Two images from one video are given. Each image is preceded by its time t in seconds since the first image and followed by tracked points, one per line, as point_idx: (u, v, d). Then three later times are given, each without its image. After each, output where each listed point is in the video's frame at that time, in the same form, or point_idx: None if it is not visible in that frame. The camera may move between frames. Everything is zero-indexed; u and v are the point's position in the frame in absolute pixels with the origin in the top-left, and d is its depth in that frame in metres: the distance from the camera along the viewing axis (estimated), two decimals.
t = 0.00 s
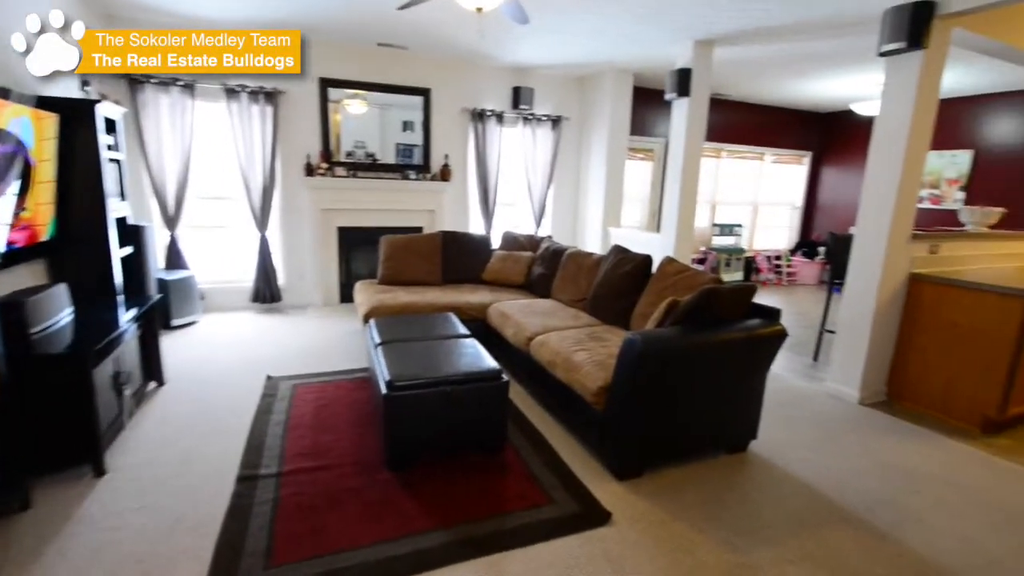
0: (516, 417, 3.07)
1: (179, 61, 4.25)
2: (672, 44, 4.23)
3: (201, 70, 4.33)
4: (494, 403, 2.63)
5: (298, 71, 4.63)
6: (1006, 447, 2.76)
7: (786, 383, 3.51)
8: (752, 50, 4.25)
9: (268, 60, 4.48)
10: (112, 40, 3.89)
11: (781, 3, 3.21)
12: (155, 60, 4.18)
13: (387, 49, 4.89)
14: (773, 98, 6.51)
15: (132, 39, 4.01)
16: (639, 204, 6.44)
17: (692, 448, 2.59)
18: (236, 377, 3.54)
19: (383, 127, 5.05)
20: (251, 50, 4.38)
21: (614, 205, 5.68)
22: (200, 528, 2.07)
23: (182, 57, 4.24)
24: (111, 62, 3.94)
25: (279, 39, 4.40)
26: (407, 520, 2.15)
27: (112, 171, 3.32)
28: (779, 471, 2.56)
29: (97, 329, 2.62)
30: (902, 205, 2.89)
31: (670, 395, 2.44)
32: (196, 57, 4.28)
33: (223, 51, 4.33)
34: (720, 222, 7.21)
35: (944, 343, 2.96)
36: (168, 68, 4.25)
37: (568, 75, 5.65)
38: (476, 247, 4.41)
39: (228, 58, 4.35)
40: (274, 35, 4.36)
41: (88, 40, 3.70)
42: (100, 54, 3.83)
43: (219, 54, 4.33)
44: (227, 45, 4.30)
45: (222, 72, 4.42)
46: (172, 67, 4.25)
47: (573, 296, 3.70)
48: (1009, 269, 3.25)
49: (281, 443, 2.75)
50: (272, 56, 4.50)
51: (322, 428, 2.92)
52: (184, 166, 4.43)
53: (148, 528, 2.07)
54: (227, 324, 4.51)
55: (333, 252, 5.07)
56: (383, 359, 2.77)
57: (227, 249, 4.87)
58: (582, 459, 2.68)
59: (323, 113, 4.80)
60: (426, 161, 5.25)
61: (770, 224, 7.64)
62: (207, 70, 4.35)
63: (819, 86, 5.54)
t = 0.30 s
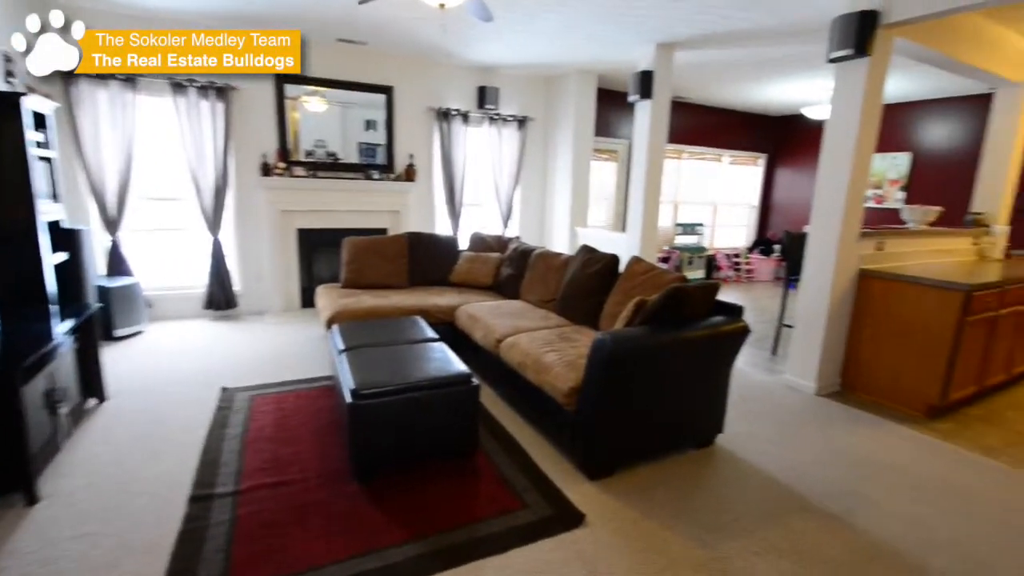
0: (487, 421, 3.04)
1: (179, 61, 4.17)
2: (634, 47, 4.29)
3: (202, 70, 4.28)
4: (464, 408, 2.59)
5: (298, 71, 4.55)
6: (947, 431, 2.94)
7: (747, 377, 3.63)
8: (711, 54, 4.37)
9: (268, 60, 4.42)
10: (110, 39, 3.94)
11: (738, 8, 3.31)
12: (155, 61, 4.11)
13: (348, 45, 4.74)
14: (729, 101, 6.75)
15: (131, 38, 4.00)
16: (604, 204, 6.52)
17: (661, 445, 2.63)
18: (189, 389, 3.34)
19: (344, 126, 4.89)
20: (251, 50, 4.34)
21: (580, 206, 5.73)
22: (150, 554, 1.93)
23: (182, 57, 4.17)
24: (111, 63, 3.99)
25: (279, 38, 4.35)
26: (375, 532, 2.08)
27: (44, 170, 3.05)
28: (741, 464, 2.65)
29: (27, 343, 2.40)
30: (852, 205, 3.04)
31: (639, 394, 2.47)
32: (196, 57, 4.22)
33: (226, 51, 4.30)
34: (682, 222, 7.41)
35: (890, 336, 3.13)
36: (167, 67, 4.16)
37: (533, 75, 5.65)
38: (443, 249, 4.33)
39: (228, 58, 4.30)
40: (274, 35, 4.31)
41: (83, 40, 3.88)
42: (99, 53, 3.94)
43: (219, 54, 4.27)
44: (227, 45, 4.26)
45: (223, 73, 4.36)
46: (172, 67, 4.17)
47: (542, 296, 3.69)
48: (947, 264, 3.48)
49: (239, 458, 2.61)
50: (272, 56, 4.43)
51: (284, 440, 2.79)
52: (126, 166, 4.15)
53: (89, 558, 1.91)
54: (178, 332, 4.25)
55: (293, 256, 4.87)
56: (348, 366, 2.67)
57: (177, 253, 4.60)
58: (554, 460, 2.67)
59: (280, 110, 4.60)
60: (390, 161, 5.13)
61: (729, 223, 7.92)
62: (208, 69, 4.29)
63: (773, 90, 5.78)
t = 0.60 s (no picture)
0: (458, 428, 2.98)
1: (180, 61, 4.12)
2: (600, 50, 4.32)
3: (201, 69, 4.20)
4: (436, 415, 2.52)
5: (298, 71, 4.53)
6: (901, 422, 3.08)
7: (715, 375, 3.71)
8: (674, 59, 4.46)
9: (269, 61, 4.37)
10: (111, 37, 3.87)
11: (700, 13, 3.38)
12: (156, 61, 4.04)
13: (309, 44, 4.58)
14: (691, 105, 6.92)
15: (133, 37, 3.94)
16: (571, 207, 6.56)
17: (633, 446, 2.64)
18: (139, 405, 3.13)
19: (305, 127, 4.71)
20: (251, 50, 4.27)
21: (548, 209, 5.73)
22: None
23: (182, 57, 4.12)
24: (113, 63, 3.91)
25: (280, 39, 4.28)
26: (343, 548, 1.99)
27: None
28: (713, 461, 2.69)
29: None
30: (811, 206, 3.15)
31: (611, 396, 2.47)
32: (196, 57, 4.16)
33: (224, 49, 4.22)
34: (648, 224, 7.55)
35: (846, 331, 3.26)
36: (168, 68, 4.10)
37: (500, 77, 5.61)
38: (410, 253, 4.22)
39: (228, 58, 4.24)
40: (274, 35, 4.24)
41: (83, 40, 3.78)
42: (100, 53, 3.86)
43: (219, 53, 4.20)
44: (227, 45, 4.19)
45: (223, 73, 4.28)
46: (172, 67, 4.11)
47: (512, 300, 3.65)
48: (897, 263, 3.65)
49: (195, 477, 2.45)
50: (273, 56, 4.37)
51: (243, 456, 2.65)
52: (66, 168, 3.87)
53: None
54: (128, 345, 3.99)
55: (252, 262, 4.66)
56: (312, 377, 2.56)
57: (125, 261, 4.33)
58: (527, 465, 2.64)
59: (236, 110, 4.39)
60: (353, 163, 4.97)
61: (693, 225, 8.11)
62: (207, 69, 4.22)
63: (733, 95, 5.95)
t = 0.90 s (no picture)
0: (430, 438, 2.91)
1: (180, 61, 4.09)
2: (567, 57, 4.33)
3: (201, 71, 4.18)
4: (408, 427, 2.45)
5: (298, 70, 4.55)
6: (865, 419, 3.16)
7: (686, 377, 3.74)
8: (639, 66, 4.51)
9: (269, 60, 4.35)
10: (111, 37, 3.85)
11: (664, 20, 3.43)
12: (156, 61, 4.02)
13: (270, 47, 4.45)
14: (657, 111, 7.03)
15: (133, 37, 3.90)
16: (541, 212, 6.56)
17: (607, 451, 2.62)
18: (89, 425, 2.94)
19: (267, 133, 4.57)
20: (251, 50, 4.23)
21: (518, 215, 5.70)
22: None
23: (183, 57, 4.08)
24: (113, 63, 3.90)
25: (281, 41, 4.21)
26: (312, 566, 1.90)
27: None
28: (687, 464, 2.69)
29: None
30: (775, 210, 3.21)
31: (584, 402, 2.45)
32: (196, 57, 4.11)
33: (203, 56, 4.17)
34: (617, 229, 7.62)
35: (811, 331, 3.33)
36: (168, 67, 4.08)
37: (467, 83, 5.58)
38: (378, 261, 4.13)
39: (228, 58, 4.20)
40: (274, 36, 4.14)
41: (83, 40, 3.75)
42: (100, 53, 3.84)
43: (218, 53, 4.15)
44: (227, 45, 4.13)
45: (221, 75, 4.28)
46: (172, 66, 4.09)
47: (483, 307, 3.61)
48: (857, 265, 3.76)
49: (152, 497, 2.31)
50: (273, 57, 4.36)
51: (204, 474, 2.51)
52: (8, 176, 3.65)
53: None
54: (78, 362, 3.77)
55: (212, 273, 4.48)
56: (276, 390, 2.46)
57: (75, 274, 4.11)
58: (500, 474, 2.59)
59: (194, 115, 4.22)
60: (318, 170, 4.85)
61: (661, 229, 8.22)
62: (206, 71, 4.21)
63: (698, 102, 6.06)
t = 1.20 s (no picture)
0: (403, 454, 2.85)
1: (179, 60, 4.03)
2: (537, 73, 4.42)
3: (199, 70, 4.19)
4: (378, 443, 2.40)
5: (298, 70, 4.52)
6: (836, 421, 3.21)
7: (660, 385, 3.76)
8: (607, 81, 4.63)
9: (268, 61, 4.24)
10: (110, 37, 3.73)
11: (629, 39, 3.54)
12: (155, 60, 3.99)
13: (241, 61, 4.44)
14: (626, 125, 7.20)
15: (132, 40, 3.77)
16: (514, 222, 6.64)
17: (583, 463, 2.61)
18: (42, 448, 2.80)
19: (239, 145, 4.53)
20: (250, 50, 4.04)
21: (492, 224, 5.73)
22: None
23: (182, 56, 4.00)
24: (112, 62, 3.88)
25: (278, 39, 3.84)
26: None
27: None
28: (662, 473, 2.69)
29: None
30: (740, 219, 3.30)
31: (558, 414, 2.43)
32: (194, 56, 4.01)
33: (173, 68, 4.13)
34: (590, 237, 7.72)
35: (780, 337, 3.39)
36: (168, 66, 4.07)
37: (440, 96, 5.63)
38: (350, 272, 4.08)
39: (227, 57, 4.09)
40: (273, 36, 3.77)
41: (83, 40, 3.68)
42: (100, 53, 3.80)
43: (217, 53, 4.03)
44: (226, 46, 3.95)
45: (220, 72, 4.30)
46: (172, 65, 4.06)
47: (457, 317, 3.58)
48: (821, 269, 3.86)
49: (104, 527, 2.19)
50: (272, 57, 4.18)
51: (163, 500, 2.40)
52: None
53: None
54: (33, 380, 3.61)
55: (178, 286, 4.37)
56: (241, 409, 2.38)
57: (33, 289, 3.96)
58: (477, 489, 2.55)
59: (163, 130, 4.17)
60: (290, 181, 4.82)
61: (633, 239, 8.37)
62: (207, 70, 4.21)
63: (665, 116, 6.24)
